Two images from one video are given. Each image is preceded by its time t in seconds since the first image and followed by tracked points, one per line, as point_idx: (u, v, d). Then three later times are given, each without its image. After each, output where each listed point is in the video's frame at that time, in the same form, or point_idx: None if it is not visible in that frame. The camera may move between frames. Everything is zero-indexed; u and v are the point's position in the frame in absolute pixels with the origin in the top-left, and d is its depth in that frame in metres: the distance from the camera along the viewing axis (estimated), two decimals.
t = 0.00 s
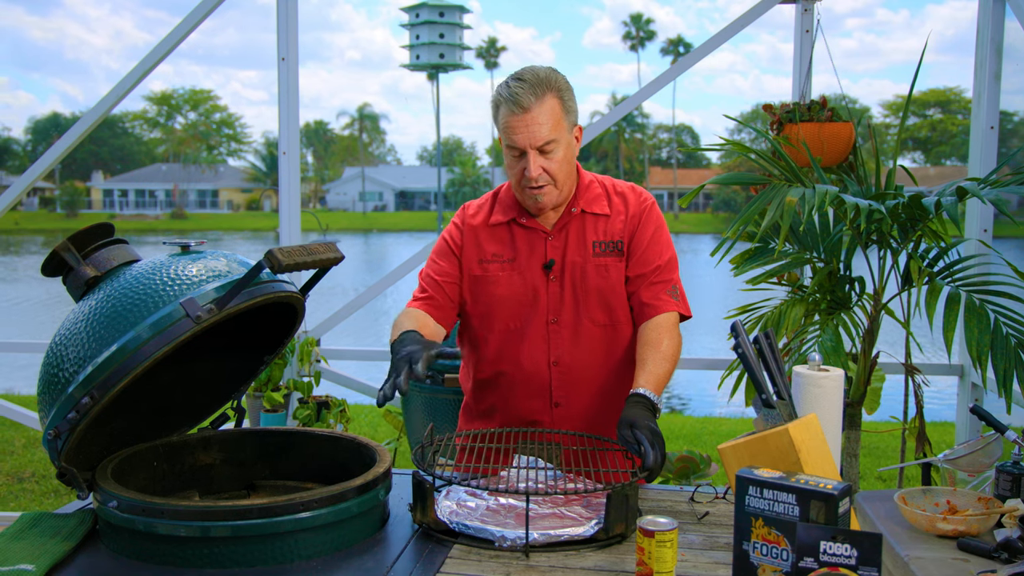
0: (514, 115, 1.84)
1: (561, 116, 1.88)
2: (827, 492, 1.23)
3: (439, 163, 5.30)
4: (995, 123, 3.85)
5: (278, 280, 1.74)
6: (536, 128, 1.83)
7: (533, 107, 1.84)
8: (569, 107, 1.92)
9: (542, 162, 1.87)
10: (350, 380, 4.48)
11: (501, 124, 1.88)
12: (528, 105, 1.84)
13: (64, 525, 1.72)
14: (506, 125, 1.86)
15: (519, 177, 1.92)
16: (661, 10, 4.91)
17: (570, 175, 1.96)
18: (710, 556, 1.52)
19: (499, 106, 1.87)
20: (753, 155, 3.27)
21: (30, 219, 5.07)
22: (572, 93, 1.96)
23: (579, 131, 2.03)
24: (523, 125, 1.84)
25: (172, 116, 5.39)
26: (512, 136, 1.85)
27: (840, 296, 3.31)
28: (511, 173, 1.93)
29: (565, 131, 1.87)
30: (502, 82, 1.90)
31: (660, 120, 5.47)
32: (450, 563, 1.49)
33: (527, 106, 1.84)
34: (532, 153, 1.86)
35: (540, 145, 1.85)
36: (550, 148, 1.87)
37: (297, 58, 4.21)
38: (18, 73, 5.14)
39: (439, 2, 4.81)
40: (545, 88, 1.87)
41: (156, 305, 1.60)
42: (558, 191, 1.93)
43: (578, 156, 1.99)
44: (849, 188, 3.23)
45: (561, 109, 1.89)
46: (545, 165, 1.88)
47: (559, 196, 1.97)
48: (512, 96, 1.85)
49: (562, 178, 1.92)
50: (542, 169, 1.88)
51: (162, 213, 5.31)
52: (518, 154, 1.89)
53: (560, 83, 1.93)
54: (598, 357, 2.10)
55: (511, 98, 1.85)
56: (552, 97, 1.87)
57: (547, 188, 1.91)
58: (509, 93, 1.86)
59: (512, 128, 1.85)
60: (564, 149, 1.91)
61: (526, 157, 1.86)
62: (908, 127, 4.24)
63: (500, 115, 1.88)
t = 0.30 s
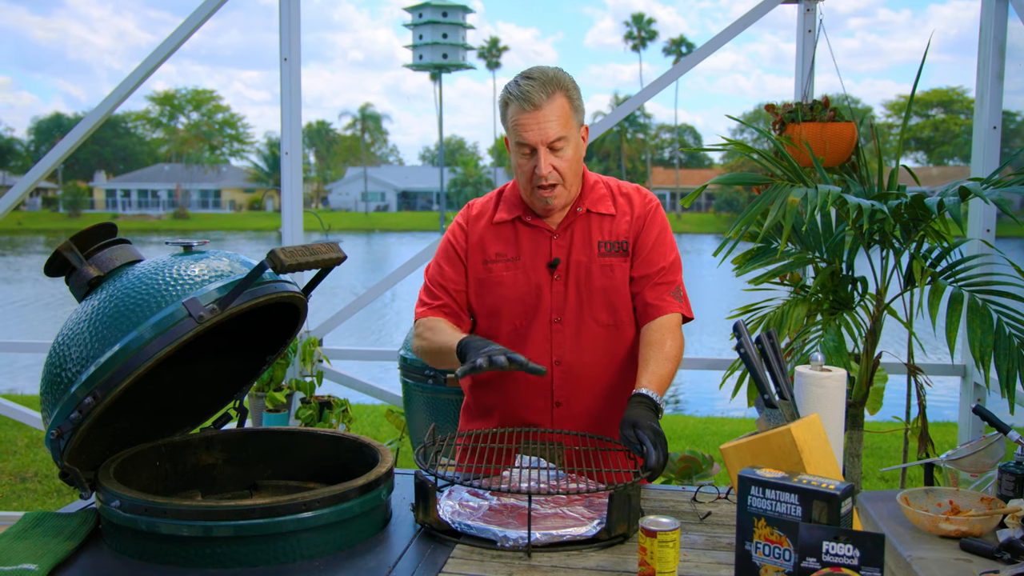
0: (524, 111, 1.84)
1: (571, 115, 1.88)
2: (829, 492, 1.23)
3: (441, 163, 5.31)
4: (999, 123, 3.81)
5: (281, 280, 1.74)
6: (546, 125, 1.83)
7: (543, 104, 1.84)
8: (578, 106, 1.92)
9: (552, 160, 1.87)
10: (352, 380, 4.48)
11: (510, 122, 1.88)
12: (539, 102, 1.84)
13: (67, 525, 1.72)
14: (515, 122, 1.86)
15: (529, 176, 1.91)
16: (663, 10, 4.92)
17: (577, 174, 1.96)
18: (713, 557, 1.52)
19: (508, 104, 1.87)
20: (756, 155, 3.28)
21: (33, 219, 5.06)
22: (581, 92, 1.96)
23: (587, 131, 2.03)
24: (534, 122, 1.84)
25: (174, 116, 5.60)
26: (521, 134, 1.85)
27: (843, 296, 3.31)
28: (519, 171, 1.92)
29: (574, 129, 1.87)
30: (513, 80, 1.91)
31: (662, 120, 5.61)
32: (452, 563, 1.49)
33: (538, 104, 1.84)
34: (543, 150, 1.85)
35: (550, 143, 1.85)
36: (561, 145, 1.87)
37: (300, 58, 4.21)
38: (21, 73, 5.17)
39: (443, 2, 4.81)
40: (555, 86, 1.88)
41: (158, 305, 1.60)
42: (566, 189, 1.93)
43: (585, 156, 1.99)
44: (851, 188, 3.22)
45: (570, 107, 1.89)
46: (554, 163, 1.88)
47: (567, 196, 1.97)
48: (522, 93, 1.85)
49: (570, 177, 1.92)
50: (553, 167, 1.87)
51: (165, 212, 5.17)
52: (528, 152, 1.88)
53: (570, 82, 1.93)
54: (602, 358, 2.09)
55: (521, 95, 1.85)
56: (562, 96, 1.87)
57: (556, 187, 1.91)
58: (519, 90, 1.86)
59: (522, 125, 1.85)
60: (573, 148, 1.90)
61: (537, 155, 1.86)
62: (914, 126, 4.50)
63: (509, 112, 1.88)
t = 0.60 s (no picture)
0: (523, 115, 1.84)
1: (571, 119, 1.88)
2: (830, 492, 1.23)
3: (443, 163, 5.32)
4: (1000, 123, 3.80)
5: (282, 280, 1.74)
6: (543, 130, 1.84)
7: (542, 109, 1.84)
8: (579, 109, 1.92)
9: (549, 163, 1.87)
10: (353, 379, 4.48)
11: (510, 124, 1.88)
12: (537, 106, 1.84)
13: (68, 525, 1.72)
14: (514, 125, 1.86)
15: (525, 177, 1.93)
16: (664, 10, 4.91)
17: (578, 177, 1.96)
18: (714, 557, 1.52)
19: (509, 106, 1.87)
20: (757, 155, 3.27)
21: (35, 219, 5.04)
22: (583, 95, 1.96)
23: (589, 134, 2.03)
24: (530, 126, 1.84)
25: (176, 116, 5.47)
26: (520, 137, 1.85)
27: (844, 296, 3.30)
28: (517, 173, 1.93)
29: (572, 133, 1.87)
30: (514, 82, 1.90)
31: (663, 120, 5.52)
32: (454, 563, 1.49)
33: (536, 107, 1.84)
34: (539, 153, 1.86)
35: (547, 147, 1.85)
36: (558, 150, 1.86)
37: (301, 58, 4.22)
38: (23, 73, 5.21)
39: (444, 2, 4.81)
40: (555, 90, 1.87)
41: (161, 305, 1.60)
42: (564, 191, 1.92)
43: (586, 159, 1.98)
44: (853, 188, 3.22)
45: (570, 111, 1.89)
46: (550, 166, 1.87)
47: (565, 197, 1.96)
48: (521, 97, 1.85)
49: (568, 180, 1.92)
50: (548, 170, 1.87)
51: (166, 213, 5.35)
52: (524, 154, 1.89)
53: (571, 85, 1.93)
54: (605, 359, 2.10)
55: (521, 98, 1.85)
56: (561, 99, 1.87)
57: (553, 188, 1.91)
58: (520, 93, 1.86)
59: (521, 129, 1.85)
60: (573, 151, 1.90)
61: (533, 158, 1.86)
62: (915, 127, 4.47)
63: (510, 115, 1.88)
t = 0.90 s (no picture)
0: (525, 114, 1.84)
1: (574, 120, 1.87)
2: (831, 490, 1.23)
3: (443, 161, 5.32)
4: (1001, 120, 3.82)
5: (283, 279, 1.74)
6: (546, 130, 1.83)
7: (545, 109, 1.84)
8: (584, 111, 1.92)
9: (549, 163, 1.87)
10: (354, 377, 4.48)
11: (513, 123, 1.88)
12: (540, 106, 1.84)
13: (69, 522, 1.72)
14: (516, 124, 1.86)
15: (526, 175, 1.92)
16: (664, 9, 4.92)
17: (579, 178, 1.96)
18: (715, 554, 1.52)
19: (513, 105, 1.87)
20: (758, 153, 3.27)
21: (35, 217, 5.18)
22: (588, 96, 1.95)
23: (593, 135, 2.03)
24: (533, 126, 1.84)
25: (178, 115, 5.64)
26: (521, 136, 1.85)
27: (845, 294, 3.29)
28: (518, 172, 1.93)
29: (575, 134, 1.86)
30: (519, 81, 1.90)
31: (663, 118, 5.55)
32: (454, 560, 1.49)
33: (539, 108, 1.84)
34: (540, 154, 1.86)
35: (548, 148, 1.85)
36: (559, 151, 1.86)
37: (301, 56, 4.22)
38: (23, 72, 5.29)
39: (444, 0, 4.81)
40: (560, 90, 1.87)
41: (161, 303, 1.60)
42: (564, 192, 1.92)
43: (589, 160, 1.98)
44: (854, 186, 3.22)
45: (574, 112, 1.88)
46: (552, 167, 1.87)
47: (566, 198, 1.96)
48: (525, 96, 1.85)
49: (569, 180, 1.91)
50: (549, 170, 1.87)
51: (166, 211, 5.26)
52: (526, 154, 1.89)
53: (576, 86, 1.92)
54: (605, 360, 2.10)
55: (524, 98, 1.85)
56: (565, 101, 1.87)
57: (554, 188, 1.91)
58: (524, 92, 1.86)
59: (522, 128, 1.85)
60: (574, 153, 1.90)
61: (534, 158, 1.86)
62: (914, 126, 4.36)
63: (513, 114, 1.88)
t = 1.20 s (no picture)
0: (535, 104, 1.83)
1: (582, 110, 1.87)
2: (831, 477, 1.24)
3: (443, 149, 5.31)
4: (1002, 108, 3.85)
5: (283, 266, 1.74)
6: (555, 120, 1.83)
7: (554, 98, 1.83)
8: (592, 100, 1.91)
9: (558, 153, 1.87)
10: (354, 365, 4.48)
11: (521, 111, 1.87)
12: (550, 96, 1.83)
13: (71, 509, 1.73)
14: (525, 113, 1.85)
15: (533, 164, 1.92)
16: None
17: (585, 168, 1.95)
18: (714, 541, 1.52)
19: (520, 93, 1.86)
20: (759, 140, 3.26)
21: (35, 204, 5.20)
22: (597, 86, 1.94)
23: (600, 124, 2.02)
24: (542, 115, 1.83)
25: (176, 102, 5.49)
26: (530, 124, 1.85)
27: (846, 281, 3.29)
28: (525, 160, 1.93)
29: (584, 124, 1.86)
30: (527, 69, 1.89)
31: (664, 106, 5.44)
32: (454, 547, 1.50)
33: (549, 97, 1.83)
34: (549, 143, 1.86)
35: (557, 137, 1.85)
36: (568, 141, 1.86)
37: (300, 43, 4.20)
38: (22, 59, 5.28)
39: None
40: (569, 79, 1.86)
41: (161, 290, 1.60)
42: (572, 182, 1.92)
43: (595, 150, 1.98)
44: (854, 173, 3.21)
45: (583, 102, 1.88)
46: (560, 157, 1.87)
47: (572, 188, 1.96)
48: (534, 85, 1.84)
49: (577, 170, 1.91)
50: (558, 160, 1.87)
51: (165, 198, 5.38)
52: (534, 142, 1.88)
53: (585, 74, 1.91)
54: (605, 352, 2.11)
55: (533, 87, 1.84)
56: (574, 90, 1.86)
57: (561, 179, 1.91)
58: (533, 81, 1.85)
59: (531, 117, 1.84)
60: (583, 143, 1.90)
61: (543, 147, 1.86)
62: (915, 112, 4.23)
63: (521, 102, 1.87)
